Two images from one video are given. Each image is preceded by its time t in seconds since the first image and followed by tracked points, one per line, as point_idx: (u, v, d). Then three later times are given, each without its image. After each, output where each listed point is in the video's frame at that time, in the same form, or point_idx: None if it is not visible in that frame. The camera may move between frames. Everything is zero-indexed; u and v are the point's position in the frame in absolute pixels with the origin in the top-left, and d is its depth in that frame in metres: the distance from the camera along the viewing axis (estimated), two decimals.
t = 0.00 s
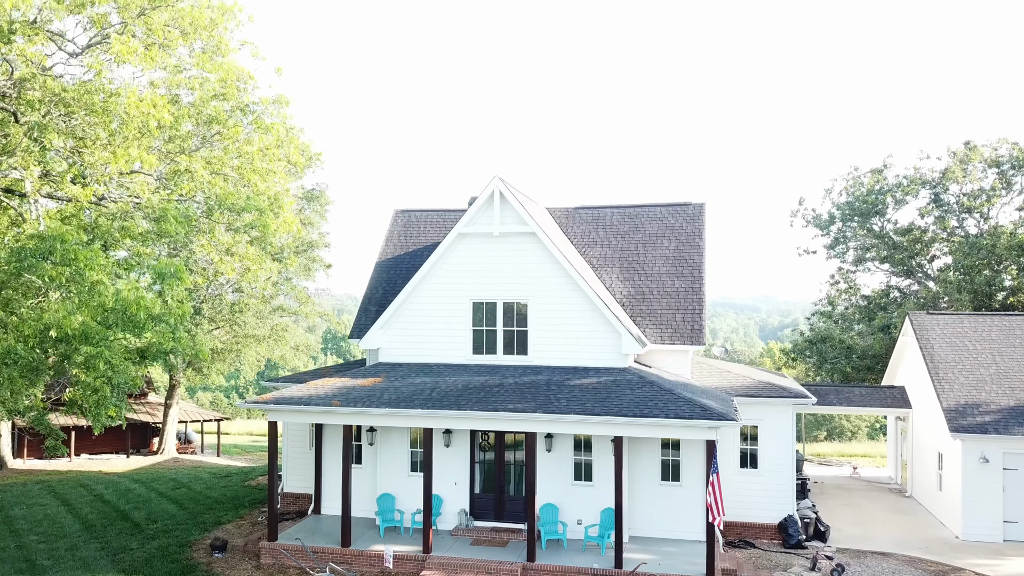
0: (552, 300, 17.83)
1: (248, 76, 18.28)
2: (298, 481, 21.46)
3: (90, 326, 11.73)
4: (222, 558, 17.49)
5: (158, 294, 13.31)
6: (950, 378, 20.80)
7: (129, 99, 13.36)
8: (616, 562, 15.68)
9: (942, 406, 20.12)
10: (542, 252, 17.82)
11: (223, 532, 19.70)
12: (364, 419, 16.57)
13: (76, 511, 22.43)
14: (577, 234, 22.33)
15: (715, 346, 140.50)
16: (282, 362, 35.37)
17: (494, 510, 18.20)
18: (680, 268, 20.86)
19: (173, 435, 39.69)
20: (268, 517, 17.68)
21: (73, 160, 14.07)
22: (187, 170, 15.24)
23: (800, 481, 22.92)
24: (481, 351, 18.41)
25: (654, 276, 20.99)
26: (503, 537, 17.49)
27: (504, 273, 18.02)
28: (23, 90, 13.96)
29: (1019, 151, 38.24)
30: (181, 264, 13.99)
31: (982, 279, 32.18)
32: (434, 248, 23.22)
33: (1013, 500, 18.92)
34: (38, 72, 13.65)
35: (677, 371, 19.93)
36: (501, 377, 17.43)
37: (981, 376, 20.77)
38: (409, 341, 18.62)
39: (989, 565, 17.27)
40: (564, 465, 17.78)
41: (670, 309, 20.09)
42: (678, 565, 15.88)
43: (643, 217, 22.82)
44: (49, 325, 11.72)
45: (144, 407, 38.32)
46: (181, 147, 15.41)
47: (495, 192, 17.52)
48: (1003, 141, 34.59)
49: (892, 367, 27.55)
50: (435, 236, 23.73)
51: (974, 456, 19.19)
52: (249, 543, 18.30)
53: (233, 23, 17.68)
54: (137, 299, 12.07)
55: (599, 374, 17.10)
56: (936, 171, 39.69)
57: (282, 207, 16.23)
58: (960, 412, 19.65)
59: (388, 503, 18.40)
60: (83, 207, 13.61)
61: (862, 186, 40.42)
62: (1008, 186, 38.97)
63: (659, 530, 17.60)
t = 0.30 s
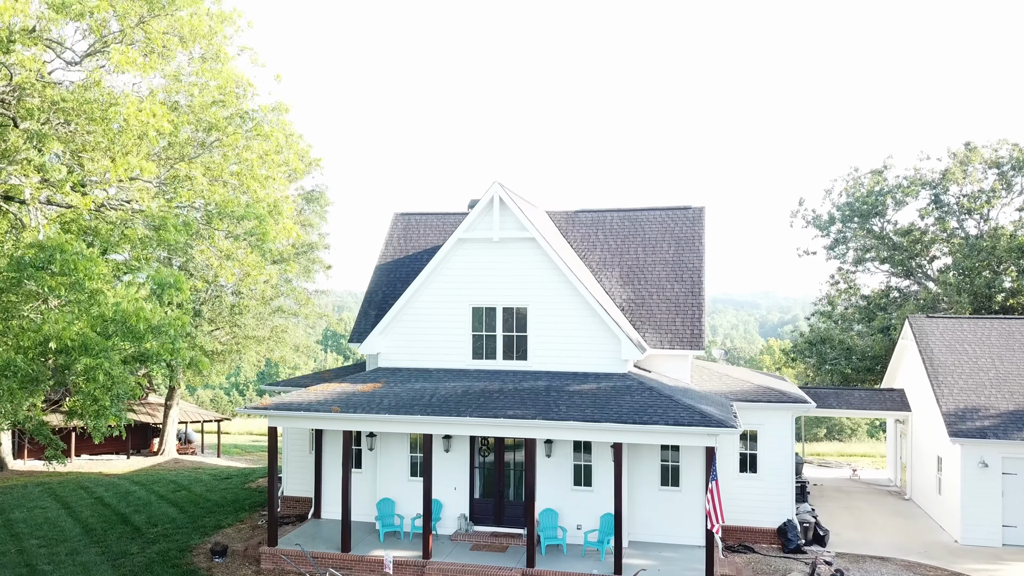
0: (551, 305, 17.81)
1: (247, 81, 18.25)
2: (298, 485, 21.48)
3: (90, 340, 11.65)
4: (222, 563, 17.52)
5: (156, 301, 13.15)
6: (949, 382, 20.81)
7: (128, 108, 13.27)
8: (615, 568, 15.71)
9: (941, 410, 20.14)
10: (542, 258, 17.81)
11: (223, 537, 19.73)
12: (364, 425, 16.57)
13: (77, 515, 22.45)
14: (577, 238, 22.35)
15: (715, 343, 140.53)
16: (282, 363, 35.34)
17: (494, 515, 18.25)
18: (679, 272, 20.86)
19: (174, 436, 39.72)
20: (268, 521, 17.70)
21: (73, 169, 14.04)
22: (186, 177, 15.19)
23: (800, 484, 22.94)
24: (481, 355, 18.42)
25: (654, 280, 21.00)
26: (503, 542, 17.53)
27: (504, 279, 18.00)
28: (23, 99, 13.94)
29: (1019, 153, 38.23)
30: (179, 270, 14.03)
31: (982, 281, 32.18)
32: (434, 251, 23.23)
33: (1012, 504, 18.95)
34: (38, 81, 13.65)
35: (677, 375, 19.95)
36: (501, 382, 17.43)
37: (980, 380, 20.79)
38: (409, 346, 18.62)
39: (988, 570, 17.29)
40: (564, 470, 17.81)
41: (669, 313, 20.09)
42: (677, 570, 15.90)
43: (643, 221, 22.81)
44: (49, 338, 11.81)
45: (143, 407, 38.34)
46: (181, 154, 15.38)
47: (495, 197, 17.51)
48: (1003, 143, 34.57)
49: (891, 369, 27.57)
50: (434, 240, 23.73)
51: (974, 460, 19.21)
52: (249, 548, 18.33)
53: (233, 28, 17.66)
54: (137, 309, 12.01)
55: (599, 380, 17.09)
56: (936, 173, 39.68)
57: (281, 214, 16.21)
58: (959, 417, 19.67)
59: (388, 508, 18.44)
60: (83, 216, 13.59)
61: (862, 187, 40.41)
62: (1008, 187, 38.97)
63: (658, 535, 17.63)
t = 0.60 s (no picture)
0: (550, 309, 17.79)
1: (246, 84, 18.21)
2: (298, 487, 21.52)
3: (89, 348, 11.74)
4: (222, 567, 17.57)
5: (156, 310, 13.20)
6: (948, 385, 20.83)
7: (127, 114, 13.17)
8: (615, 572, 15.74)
9: (941, 413, 20.15)
10: (541, 261, 17.79)
11: (223, 539, 19.78)
12: (364, 429, 16.56)
13: (77, 516, 22.49)
14: (577, 240, 22.34)
15: (715, 339, 140.53)
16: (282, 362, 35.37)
17: (494, 518, 18.28)
18: (679, 275, 20.85)
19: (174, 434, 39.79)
20: (268, 525, 17.75)
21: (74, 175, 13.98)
22: (186, 184, 15.14)
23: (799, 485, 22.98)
24: (480, 359, 18.41)
25: (654, 282, 20.98)
26: (503, 545, 17.58)
27: (503, 282, 17.97)
28: (24, 103, 13.90)
29: (1019, 152, 38.18)
30: (177, 276, 14.13)
31: (981, 281, 32.17)
32: (434, 253, 23.21)
33: (1011, 507, 18.98)
34: (37, 87, 13.60)
35: (676, 378, 19.96)
36: (501, 386, 17.41)
37: (980, 383, 20.81)
38: (409, 349, 18.62)
39: (987, 573, 17.32)
40: (563, 474, 17.84)
41: (669, 316, 20.08)
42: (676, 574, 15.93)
43: (643, 222, 22.79)
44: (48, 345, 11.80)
45: (145, 408, 38.95)
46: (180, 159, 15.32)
47: (495, 201, 17.48)
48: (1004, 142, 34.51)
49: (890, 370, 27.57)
50: (434, 241, 23.73)
51: (972, 463, 19.24)
52: (249, 550, 18.38)
53: (232, 31, 17.61)
54: (136, 319, 12.04)
55: (598, 384, 17.09)
56: (936, 172, 39.64)
57: (281, 219, 16.20)
58: (958, 419, 19.68)
59: (388, 511, 18.47)
60: (83, 223, 13.55)
61: (862, 186, 40.37)
62: (1009, 187, 38.93)
63: (658, 538, 17.67)
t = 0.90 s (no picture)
0: (550, 315, 17.77)
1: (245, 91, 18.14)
2: (298, 491, 21.54)
3: (89, 361, 11.81)
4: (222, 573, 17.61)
5: (158, 322, 13.49)
6: (948, 390, 20.84)
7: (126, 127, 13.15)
8: None
9: (940, 418, 20.17)
10: (540, 268, 17.77)
11: (223, 544, 19.80)
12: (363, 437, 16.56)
13: (78, 520, 22.51)
14: (576, 244, 22.33)
15: (715, 335, 140.62)
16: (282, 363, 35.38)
17: (493, 524, 18.33)
18: (678, 279, 20.84)
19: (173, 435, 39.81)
20: (268, 531, 17.79)
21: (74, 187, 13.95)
22: (186, 193, 15.11)
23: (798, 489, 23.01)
24: (480, 365, 18.39)
25: (654, 287, 20.96)
26: (503, 552, 17.62)
27: (503, 289, 17.94)
28: (23, 112, 13.85)
29: (1019, 152, 38.15)
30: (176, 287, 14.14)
31: (981, 283, 32.15)
32: (434, 257, 23.19)
33: (1010, 512, 19.01)
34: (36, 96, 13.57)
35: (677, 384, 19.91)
36: (500, 394, 17.40)
37: (979, 388, 20.82)
38: (409, 356, 18.60)
39: None
40: (563, 480, 17.87)
41: (669, 321, 20.07)
42: None
43: (642, 226, 22.77)
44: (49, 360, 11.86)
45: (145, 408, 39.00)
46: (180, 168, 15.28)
47: (494, 208, 17.46)
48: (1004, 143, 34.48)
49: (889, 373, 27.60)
50: (434, 245, 23.72)
51: (971, 468, 19.26)
52: (249, 556, 18.42)
53: (231, 37, 17.58)
54: (136, 333, 12.11)
55: (598, 391, 17.08)
56: (936, 172, 39.61)
57: (281, 227, 16.20)
58: (958, 425, 19.70)
59: (388, 517, 18.51)
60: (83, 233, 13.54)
61: (862, 186, 40.33)
62: (1009, 187, 38.91)
63: (657, 545, 17.70)
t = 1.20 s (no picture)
0: (550, 324, 17.75)
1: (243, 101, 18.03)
2: (298, 497, 21.58)
3: (88, 381, 11.81)
4: None
5: (155, 338, 13.46)
6: (947, 397, 20.86)
7: (124, 142, 12.91)
8: None
9: (939, 426, 20.18)
10: (540, 277, 17.73)
11: (223, 552, 19.84)
12: (362, 446, 16.56)
13: (78, 526, 22.53)
14: (576, 250, 22.33)
15: (715, 333, 140.68)
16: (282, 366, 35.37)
17: (493, 532, 18.38)
18: (678, 286, 20.82)
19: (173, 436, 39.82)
20: (268, 540, 17.83)
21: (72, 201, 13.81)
22: (185, 207, 15.08)
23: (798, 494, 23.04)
24: (479, 373, 18.38)
25: (654, 294, 20.95)
26: (503, 560, 17.67)
27: (503, 298, 17.91)
28: (22, 124, 13.76)
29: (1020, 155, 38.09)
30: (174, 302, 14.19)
31: (981, 286, 32.12)
32: (433, 263, 23.16)
33: (1009, 520, 19.04)
34: (35, 109, 13.55)
35: (676, 391, 19.93)
36: (500, 403, 17.38)
37: (979, 395, 20.83)
38: (409, 364, 18.60)
39: None
40: (562, 489, 17.90)
41: (669, 329, 20.06)
42: None
43: (642, 232, 22.75)
44: (48, 380, 11.85)
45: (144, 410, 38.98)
46: (179, 179, 15.19)
47: (494, 216, 17.43)
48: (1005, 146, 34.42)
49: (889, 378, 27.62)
50: (434, 251, 23.71)
51: (970, 476, 19.28)
52: (249, 565, 18.48)
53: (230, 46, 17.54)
54: (137, 354, 12.24)
55: (598, 401, 17.06)
56: (937, 174, 39.55)
57: (280, 238, 16.13)
58: (957, 433, 19.71)
59: (388, 525, 18.54)
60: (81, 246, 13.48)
61: (862, 188, 40.26)
62: (1009, 189, 38.86)
63: (656, 553, 17.73)
